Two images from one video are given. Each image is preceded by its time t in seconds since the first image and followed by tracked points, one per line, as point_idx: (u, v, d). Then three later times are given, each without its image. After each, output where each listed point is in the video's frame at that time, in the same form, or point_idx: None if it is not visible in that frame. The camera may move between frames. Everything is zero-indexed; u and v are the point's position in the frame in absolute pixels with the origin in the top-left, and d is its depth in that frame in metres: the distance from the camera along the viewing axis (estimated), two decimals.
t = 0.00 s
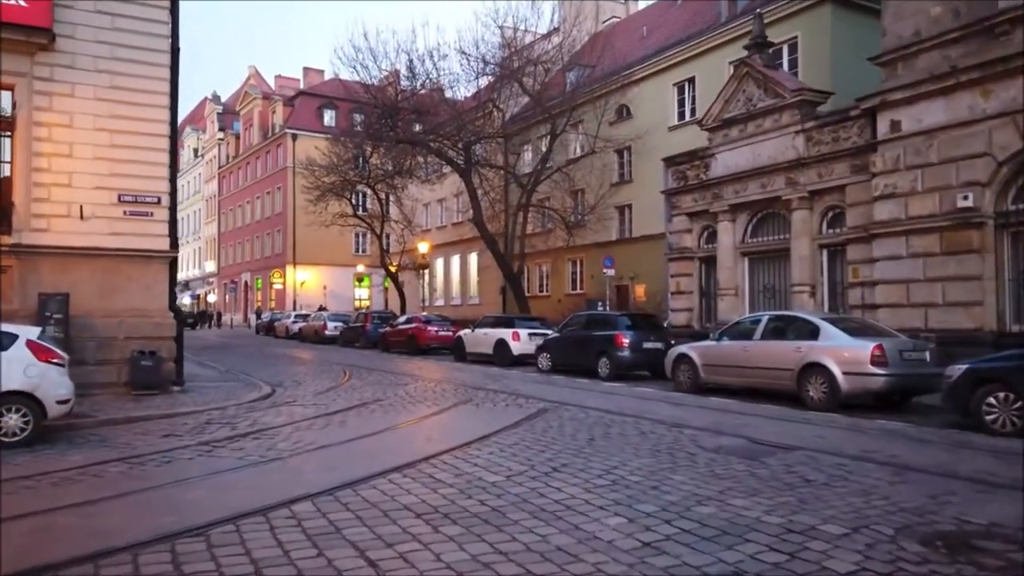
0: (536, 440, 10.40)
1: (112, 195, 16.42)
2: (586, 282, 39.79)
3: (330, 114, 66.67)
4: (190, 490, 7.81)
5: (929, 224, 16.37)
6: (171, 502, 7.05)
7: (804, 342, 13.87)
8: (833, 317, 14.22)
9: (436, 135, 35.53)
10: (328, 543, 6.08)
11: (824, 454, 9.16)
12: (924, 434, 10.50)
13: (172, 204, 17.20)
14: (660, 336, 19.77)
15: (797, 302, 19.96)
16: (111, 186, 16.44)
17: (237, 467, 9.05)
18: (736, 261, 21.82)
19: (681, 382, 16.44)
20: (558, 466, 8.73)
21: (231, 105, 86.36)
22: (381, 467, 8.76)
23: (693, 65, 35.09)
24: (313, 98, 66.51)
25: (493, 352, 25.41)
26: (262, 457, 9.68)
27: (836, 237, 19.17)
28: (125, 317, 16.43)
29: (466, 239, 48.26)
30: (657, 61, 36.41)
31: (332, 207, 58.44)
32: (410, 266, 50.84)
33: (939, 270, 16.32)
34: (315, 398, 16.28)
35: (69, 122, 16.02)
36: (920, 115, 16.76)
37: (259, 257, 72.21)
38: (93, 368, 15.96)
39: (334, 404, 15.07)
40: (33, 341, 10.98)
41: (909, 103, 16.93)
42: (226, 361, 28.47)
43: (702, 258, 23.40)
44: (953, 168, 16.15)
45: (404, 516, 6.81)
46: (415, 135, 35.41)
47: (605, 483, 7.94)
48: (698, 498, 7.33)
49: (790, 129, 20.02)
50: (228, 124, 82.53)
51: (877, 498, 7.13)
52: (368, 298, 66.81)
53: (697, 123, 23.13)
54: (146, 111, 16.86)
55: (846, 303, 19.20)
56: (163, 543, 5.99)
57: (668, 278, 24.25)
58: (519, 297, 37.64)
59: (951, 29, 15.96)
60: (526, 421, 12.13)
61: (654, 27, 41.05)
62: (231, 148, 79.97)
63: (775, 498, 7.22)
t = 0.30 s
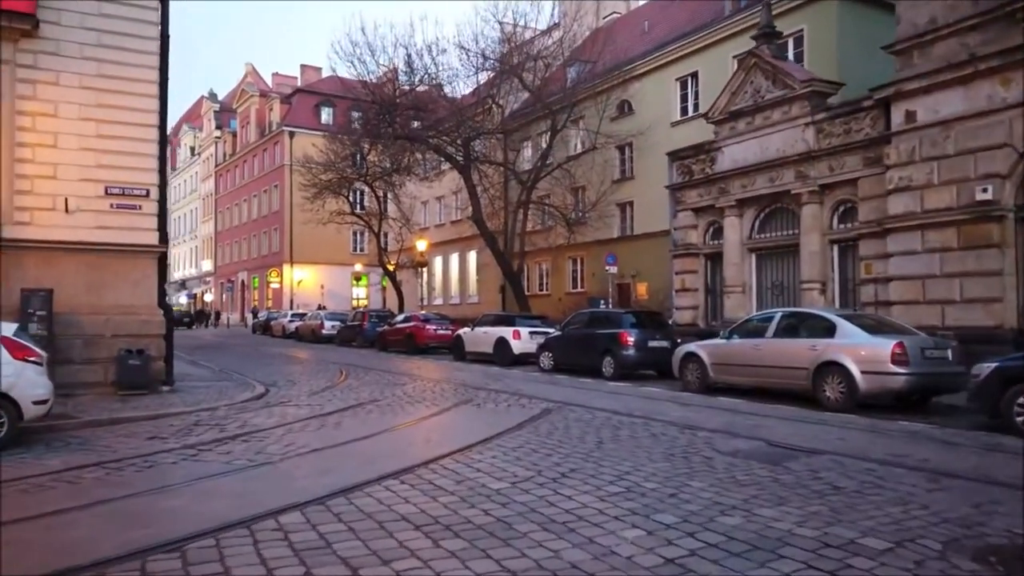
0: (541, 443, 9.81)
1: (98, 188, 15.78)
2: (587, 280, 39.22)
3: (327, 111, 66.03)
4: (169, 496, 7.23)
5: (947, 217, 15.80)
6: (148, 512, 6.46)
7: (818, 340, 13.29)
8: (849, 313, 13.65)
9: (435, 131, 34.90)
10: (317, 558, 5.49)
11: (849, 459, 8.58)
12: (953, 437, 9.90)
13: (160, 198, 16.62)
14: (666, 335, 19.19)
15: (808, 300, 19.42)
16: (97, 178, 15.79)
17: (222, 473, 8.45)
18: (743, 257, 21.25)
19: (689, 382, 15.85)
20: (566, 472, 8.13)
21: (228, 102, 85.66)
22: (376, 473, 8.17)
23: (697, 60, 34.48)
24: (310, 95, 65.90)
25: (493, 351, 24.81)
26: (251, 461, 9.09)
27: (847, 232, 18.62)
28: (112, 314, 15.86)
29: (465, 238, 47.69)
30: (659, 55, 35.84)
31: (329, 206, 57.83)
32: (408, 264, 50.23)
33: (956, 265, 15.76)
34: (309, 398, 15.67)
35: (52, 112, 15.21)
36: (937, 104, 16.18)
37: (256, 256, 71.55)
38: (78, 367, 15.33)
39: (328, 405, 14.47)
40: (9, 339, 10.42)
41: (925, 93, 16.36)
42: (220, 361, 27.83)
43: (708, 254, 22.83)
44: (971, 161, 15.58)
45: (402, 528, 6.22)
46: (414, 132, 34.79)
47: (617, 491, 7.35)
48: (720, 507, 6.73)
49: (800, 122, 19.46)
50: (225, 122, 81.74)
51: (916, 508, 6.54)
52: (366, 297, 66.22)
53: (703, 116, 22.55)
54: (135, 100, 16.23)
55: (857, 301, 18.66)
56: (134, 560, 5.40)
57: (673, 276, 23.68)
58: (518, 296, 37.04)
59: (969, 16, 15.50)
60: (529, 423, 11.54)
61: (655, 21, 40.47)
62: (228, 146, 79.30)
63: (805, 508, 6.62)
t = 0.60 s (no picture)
0: (544, 453, 9.20)
1: (80, 183, 15.12)
2: (587, 280, 38.65)
3: (324, 110, 65.37)
4: (137, 514, 6.60)
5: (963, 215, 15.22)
6: (112, 532, 5.86)
7: (832, 341, 12.68)
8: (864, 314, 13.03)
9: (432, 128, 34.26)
10: None
11: (876, 470, 7.96)
12: (982, 446, 9.29)
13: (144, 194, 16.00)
14: (671, 336, 18.60)
15: (816, 299, 18.88)
16: (79, 173, 15.13)
17: (199, 486, 7.83)
18: (748, 256, 20.68)
19: (695, 385, 15.24)
20: (571, 486, 7.51)
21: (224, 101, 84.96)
22: (366, 487, 7.55)
23: (699, 55, 33.84)
24: (307, 93, 65.29)
25: (492, 352, 24.20)
26: (232, 473, 8.47)
27: (858, 230, 18.06)
28: (94, 314, 15.27)
29: (463, 237, 47.08)
30: (661, 51, 35.22)
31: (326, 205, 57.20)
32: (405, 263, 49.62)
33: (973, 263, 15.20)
34: (300, 402, 15.06)
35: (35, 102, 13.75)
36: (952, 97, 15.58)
37: (252, 256, 70.88)
38: (59, 370, 14.70)
39: (320, 409, 13.85)
40: None
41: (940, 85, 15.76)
42: (211, 363, 27.19)
43: (712, 253, 22.26)
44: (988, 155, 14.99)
45: (391, 553, 5.60)
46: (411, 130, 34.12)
47: (628, 508, 6.74)
48: (742, 528, 6.11)
49: (809, 116, 18.86)
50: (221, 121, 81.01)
51: (959, 528, 5.92)
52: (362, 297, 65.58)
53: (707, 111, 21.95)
54: (120, 93, 15.60)
55: (868, 300, 18.11)
56: None
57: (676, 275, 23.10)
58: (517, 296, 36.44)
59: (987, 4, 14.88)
60: (530, 429, 10.92)
61: (657, 17, 39.84)
62: (224, 145, 78.60)
63: (836, 527, 6.00)
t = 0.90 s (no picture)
0: (553, 457, 8.57)
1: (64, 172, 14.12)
2: (588, 278, 38.04)
3: (321, 107, 64.68)
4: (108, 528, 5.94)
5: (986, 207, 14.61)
6: (76, 550, 5.21)
7: (853, 339, 12.07)
8: (885, 310, 12.42)
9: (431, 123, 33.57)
10: None
11: (915, 476, 7.34)
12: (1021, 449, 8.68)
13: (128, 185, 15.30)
14: (678, 334, 17.97)
15: (828, 296, 18.26)
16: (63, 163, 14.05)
17: (180, 496, 7.18)
18: (757, 251, 20.07)
19: (706, 385, 14.62)
20: (586, 495, 6.88)
21: (220, 98, 84.15)
22: (362, 497, 6.90)
23: (704, 48, 33.20)
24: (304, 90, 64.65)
25: (492, 351, 23.56)
26: (217, 481, 7.81)
27: (873, 224, 17.45)
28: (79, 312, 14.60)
29: (461, 234, 46.44)
30: (664, 44, 34.59)
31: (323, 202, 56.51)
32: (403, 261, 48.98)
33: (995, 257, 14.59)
34: (293, 403, 14.40)
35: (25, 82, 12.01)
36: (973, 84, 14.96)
37: (248, 255, 70.17)
38: (42, 369, 14.05)
39: (314, 410, 13.21)
40: None
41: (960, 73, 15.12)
42: (204, 362, 26.51)
43: (719, 248, 21.65)
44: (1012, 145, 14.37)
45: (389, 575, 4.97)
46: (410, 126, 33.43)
47: (651, 521, 6.10)
48: (780, 544, 5.49)
49: (821, 106, 18.24)
50: (217, 119, 80.18)
51: None
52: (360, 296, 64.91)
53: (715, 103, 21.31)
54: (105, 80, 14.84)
55: (883, 296, 17.50)
56: None
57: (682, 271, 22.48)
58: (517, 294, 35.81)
59: None
60: (537, 432, 10.29)
61: (659, 11, 39.22)
62: (220, 143, 77.81)
63: (886, 543, 5.38)
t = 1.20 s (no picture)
0: (570, 462, 7.91)
1: (49, 160, 13.65)
2: (591, 273, 37.41)
3: (319, 100, 63.93)
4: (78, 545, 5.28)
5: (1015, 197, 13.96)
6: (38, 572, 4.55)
7: (881, 334, 11.42)
8: (913, 303, 11.77)
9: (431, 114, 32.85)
10: None
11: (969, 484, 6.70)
12: None
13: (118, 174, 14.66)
14: (690, 329, 17.31)
15: (845, 290, 17.62)
16: (47, 150, 13.63)
17: (163, 506, 6.52)
18: (770, 244, 19.42)
19: (722, 383, 13.98)
20: (611, 505, 6.22)
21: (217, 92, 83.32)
22: (364, 508, 6.25)
23: (710, 37, 32.45)
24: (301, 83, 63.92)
25: (495, 346, 22.91)
26: (205, 488, 7.14)
27: (893, 215, 16.80)
28: (65, 305, 13.92)
29: (462, 228, 45.78)
30: (669, 34, 33.89)
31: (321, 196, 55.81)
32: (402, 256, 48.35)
33: None
34: (289, 401, 13.74)
35: None
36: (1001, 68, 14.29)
37: (246, 249, 69.46)
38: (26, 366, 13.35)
39: (311, 409, 12.55)
40: None
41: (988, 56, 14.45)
42: (200, 358, 25.84)
43: (730, 241, 20.99)
44: None
45: None
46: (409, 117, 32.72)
47: (688, 537, 5.44)
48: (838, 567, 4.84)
49: (839, 93, 17.56)
50: (214, 112, 79.34)
51: None
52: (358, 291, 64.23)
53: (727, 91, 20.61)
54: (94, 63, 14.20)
55: (903, 290, 16.86)
56: None
57: (691, 265, 21.82)
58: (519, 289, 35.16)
59: None
60: (549, 433, 9.64)
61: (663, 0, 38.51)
62: (217, 136, 77.01)
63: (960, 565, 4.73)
